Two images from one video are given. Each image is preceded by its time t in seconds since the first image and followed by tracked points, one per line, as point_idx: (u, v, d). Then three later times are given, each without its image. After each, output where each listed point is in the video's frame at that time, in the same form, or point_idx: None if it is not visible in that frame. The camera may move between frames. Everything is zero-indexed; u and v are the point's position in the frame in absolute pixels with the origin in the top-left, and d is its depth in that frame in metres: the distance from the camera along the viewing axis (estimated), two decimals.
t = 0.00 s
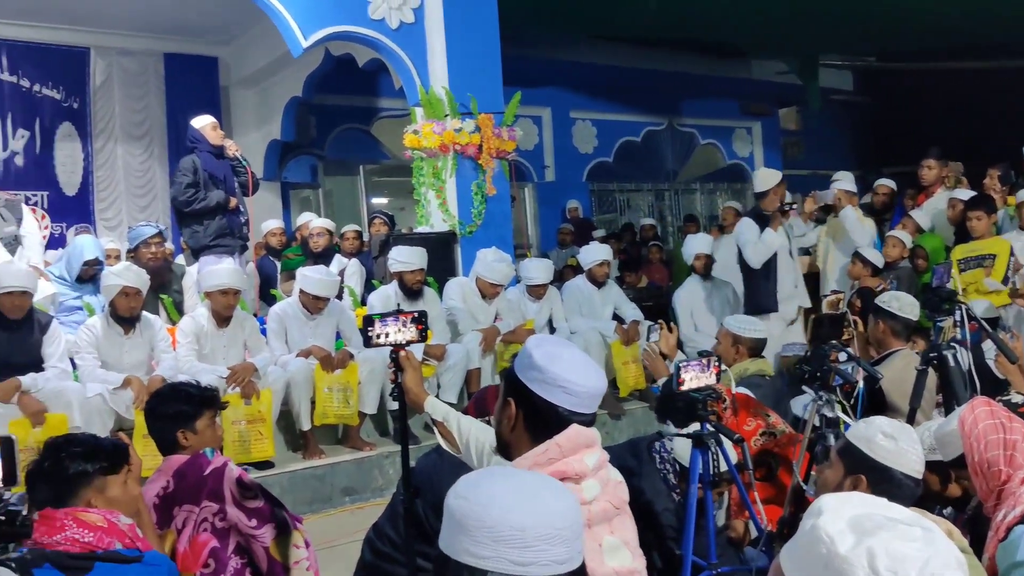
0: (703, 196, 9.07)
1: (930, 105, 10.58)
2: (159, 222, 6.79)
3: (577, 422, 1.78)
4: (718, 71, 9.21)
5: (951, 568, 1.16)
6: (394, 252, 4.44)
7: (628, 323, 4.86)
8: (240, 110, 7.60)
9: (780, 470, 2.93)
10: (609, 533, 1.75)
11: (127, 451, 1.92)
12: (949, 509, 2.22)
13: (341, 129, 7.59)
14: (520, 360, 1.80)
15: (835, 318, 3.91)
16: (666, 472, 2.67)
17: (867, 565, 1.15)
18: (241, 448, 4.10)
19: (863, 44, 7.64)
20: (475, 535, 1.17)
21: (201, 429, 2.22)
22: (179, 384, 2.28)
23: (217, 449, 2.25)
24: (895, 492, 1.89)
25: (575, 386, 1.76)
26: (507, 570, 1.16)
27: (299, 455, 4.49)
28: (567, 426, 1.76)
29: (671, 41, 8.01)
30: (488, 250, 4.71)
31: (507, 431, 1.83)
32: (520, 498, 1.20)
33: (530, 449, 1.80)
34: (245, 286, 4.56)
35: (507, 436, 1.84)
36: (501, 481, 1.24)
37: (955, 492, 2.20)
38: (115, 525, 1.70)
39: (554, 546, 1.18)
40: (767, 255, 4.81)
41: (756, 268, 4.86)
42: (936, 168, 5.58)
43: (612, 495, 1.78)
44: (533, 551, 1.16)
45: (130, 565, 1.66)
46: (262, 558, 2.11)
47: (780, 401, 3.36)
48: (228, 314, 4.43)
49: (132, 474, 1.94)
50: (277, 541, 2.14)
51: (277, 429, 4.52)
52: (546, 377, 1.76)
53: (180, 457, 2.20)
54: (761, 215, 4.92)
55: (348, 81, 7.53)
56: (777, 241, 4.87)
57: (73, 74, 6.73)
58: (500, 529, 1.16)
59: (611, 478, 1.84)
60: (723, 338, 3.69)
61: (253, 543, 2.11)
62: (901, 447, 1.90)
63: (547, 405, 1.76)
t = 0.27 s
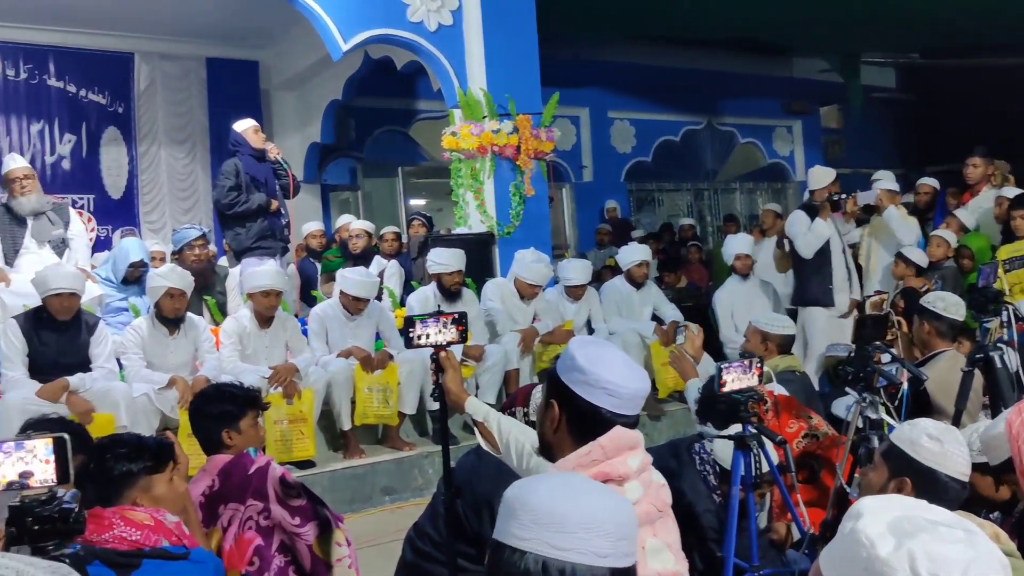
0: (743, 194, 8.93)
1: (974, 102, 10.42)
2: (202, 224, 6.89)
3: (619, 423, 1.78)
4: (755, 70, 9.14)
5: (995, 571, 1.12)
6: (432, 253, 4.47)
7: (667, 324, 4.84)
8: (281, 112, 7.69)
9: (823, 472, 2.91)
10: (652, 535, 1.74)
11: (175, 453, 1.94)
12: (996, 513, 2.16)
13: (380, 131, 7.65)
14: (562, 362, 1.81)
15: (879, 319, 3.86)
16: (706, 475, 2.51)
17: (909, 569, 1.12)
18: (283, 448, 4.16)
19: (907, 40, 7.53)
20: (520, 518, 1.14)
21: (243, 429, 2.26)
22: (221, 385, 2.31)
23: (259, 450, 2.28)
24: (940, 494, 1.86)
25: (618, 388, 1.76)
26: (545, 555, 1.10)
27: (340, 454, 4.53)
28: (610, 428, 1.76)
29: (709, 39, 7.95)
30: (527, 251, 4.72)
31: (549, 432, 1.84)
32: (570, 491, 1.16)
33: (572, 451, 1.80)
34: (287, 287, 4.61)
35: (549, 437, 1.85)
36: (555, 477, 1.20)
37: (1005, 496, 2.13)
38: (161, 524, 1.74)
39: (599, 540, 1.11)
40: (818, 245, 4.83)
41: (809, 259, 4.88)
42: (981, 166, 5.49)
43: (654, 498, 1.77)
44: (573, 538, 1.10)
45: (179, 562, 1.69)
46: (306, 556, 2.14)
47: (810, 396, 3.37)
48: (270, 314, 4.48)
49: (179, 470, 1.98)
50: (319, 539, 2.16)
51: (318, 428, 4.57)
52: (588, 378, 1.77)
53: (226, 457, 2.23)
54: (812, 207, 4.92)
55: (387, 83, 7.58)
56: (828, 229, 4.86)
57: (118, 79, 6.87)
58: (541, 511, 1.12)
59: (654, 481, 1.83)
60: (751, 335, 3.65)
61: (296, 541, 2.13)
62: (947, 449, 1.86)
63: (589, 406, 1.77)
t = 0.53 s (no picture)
0: (782, 192, 8.92)
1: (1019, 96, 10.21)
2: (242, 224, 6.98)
3: (662, 422, 1.77)
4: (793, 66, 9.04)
5: None
6: (470, 252, 4.49)
7: (706, 323, 4.83)
8: (319, 113, 7.76)
9: (865, 471, 2.87)
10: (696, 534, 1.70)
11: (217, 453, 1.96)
12: None
13: (417, 131, 7.70)
14: (605, 361, 1.80)
15: (922, 317, 3.80)
16: (748, 473, 2.50)
17: (944, 570, 1.08)
18: (324, 445, 4.17)
19: (952, 34, 7.39)
20: (580, 507, 1.12)
21: (284, 427, 2.29)
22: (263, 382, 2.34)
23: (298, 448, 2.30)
24: (986, 494, 1.82)
25: (661, 386, 1.75)
26: (599, 544, 1.07)
27: (378, 452, 4.57)
28: (651, 426, 1.75)
29: (746, 35, 7.88)
30: (564, 250, 4.72)
31: (591, 431, 1.83)
32: (634, 486, 1.13)
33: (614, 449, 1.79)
34: (326, 286, 4.66)
35: (591, 436, 1.85)
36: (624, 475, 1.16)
37: None
38: (201, 520, 1.75)
39: (656, 536, 1.07)
40: (865, 236, 4.77)
41: (856, 250, 4.80)
42: None
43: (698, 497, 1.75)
44: (627, 530, 1.07)
45: (219, 558, 1.60)
46: (344, 551, 2.15)
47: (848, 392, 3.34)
48: (309, 313, 4.53)
49: (219, 467, 2.00)
50: (358, 535, 2.17)
51: (357, 426, 4.60)
52: (630, 378, 1.76)
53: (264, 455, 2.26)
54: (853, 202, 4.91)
55: (424, 84, 7.63)
56: (873, 220, 4.80)
57: (160, 83, 6.98)
58: (599, 500, 1.10)
59: (696, 481, 1.81)
60: (785, 329, 3.63)
61: (334, 537, 2.14)
62: (991, 448, 1.82)
63: (631, 404, 1.76)
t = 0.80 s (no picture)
0: (820, 192, 8.80)
1: None
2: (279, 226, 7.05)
3: (700, 422, 1.73)
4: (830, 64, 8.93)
5: None
6: (505, 253, 4.49)
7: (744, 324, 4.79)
8: (354, 115, 7.82)
9: (906, 475, 2.81)
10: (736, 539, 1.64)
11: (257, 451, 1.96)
12: None
13: (452, 132, 7.77)
14: (643, 360, 1.77)
15: (966, 317, 3.73)
16: (783, 475, 2.45)
17: None
18: (359, 445, 4.18)
19: (995, 31, 7.25)
20: (651, 505, 1.16)
21: (321, 426, 2.30)
22: (300, 380, 2.35)
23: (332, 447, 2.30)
24: None
25: (700, 386, 1.71)
26: (668, 545, 1.11)
27: (413, 452, 4.58)
28: (688, 426, 1.72)
29: (782, 34, 7.80)
30: (598, 250, 4.71)
31: (628, 431, 1.79)
32: (705, 488, 1.16)
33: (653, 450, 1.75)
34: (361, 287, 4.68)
35: (628, 436, 1.80)
36: (696, 477, 1.19)
37: None
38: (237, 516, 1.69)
39: (725, 541, 1.10)
40: (902, 236, 4.73)
41: (893, 249, 4.78)
42: None
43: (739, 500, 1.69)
44: (697, 534, 1.10)
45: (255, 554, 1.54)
46: (375, 552, 2.14)
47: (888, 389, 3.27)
48: (346, 314, 4.55)
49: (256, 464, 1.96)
50: (390, 536, 2.16)
51: (392, 426, 4.62)
52: (668, 377, 1.72)
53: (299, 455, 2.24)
54: (891, 201, 4.87)
55: (460, 85, 7.66)
56: (909, 219, 4.76)
57: (199, 86, 7.09)
58: (670, 501, 1.13)
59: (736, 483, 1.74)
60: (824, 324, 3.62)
61: (366, 537, 2.13)
62: None
63: (670, 403, 1.72)
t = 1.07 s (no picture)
0: (858, 199, 8.67)
1: None
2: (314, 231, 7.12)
3: (736, 427, 1.66)
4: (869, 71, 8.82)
5: None
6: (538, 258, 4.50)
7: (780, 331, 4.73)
8: (389, 122, 7.88)
9: (945, 484, 2.75)
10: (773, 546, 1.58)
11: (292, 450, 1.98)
12: None
13: (487, 138, 7.74)
14: (678, 363, 1.71)
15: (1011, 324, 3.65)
16: (817, 481, 2.42)
17: None
18: (393, 449, 4.19)
19: None
20: (704, 512, 1.09)
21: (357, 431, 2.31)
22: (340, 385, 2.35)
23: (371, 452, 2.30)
24: None
25: (737, 391, 1.65)
26: (722, 556, 1.05)
27: (446, 457, 4.59)
28: (724, 430, 1.65)
29: (819, 39, 7.71)
30: (632, 256, 4.71)
31: (662, 435, 1.73)
32: (762, 493, 1.09)
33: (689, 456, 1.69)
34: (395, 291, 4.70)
35: (662, 440, 1.75)
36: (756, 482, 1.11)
37: None
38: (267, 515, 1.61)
39: (783, 554, 1.03)
40: (937, 238, 4.63)
41: (928, 252, 4.67)
42: None
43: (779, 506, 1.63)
44: (755, 546, 1.03)
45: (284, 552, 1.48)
46: (410, 558, 2.09)
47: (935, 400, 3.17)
48: (379, 318, 4.57)
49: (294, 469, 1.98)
50: (426, 543, 2.11)
51: (425, 430, 4.64)
52: (704, 380, 1.66)
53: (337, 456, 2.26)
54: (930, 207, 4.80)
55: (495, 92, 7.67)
56: (945, 221, 4.66)
57: (236, 93, 7.18)
58: (724, 509, 1.06)
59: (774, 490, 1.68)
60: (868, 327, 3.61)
61: (401, 543, 2.09)
62: None
63: (703, 407, 1.66)
